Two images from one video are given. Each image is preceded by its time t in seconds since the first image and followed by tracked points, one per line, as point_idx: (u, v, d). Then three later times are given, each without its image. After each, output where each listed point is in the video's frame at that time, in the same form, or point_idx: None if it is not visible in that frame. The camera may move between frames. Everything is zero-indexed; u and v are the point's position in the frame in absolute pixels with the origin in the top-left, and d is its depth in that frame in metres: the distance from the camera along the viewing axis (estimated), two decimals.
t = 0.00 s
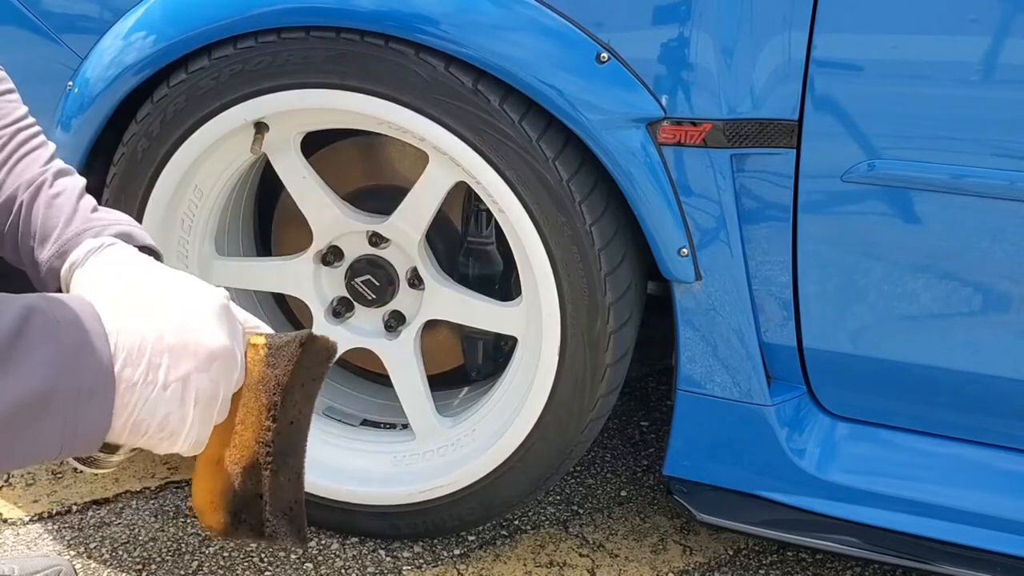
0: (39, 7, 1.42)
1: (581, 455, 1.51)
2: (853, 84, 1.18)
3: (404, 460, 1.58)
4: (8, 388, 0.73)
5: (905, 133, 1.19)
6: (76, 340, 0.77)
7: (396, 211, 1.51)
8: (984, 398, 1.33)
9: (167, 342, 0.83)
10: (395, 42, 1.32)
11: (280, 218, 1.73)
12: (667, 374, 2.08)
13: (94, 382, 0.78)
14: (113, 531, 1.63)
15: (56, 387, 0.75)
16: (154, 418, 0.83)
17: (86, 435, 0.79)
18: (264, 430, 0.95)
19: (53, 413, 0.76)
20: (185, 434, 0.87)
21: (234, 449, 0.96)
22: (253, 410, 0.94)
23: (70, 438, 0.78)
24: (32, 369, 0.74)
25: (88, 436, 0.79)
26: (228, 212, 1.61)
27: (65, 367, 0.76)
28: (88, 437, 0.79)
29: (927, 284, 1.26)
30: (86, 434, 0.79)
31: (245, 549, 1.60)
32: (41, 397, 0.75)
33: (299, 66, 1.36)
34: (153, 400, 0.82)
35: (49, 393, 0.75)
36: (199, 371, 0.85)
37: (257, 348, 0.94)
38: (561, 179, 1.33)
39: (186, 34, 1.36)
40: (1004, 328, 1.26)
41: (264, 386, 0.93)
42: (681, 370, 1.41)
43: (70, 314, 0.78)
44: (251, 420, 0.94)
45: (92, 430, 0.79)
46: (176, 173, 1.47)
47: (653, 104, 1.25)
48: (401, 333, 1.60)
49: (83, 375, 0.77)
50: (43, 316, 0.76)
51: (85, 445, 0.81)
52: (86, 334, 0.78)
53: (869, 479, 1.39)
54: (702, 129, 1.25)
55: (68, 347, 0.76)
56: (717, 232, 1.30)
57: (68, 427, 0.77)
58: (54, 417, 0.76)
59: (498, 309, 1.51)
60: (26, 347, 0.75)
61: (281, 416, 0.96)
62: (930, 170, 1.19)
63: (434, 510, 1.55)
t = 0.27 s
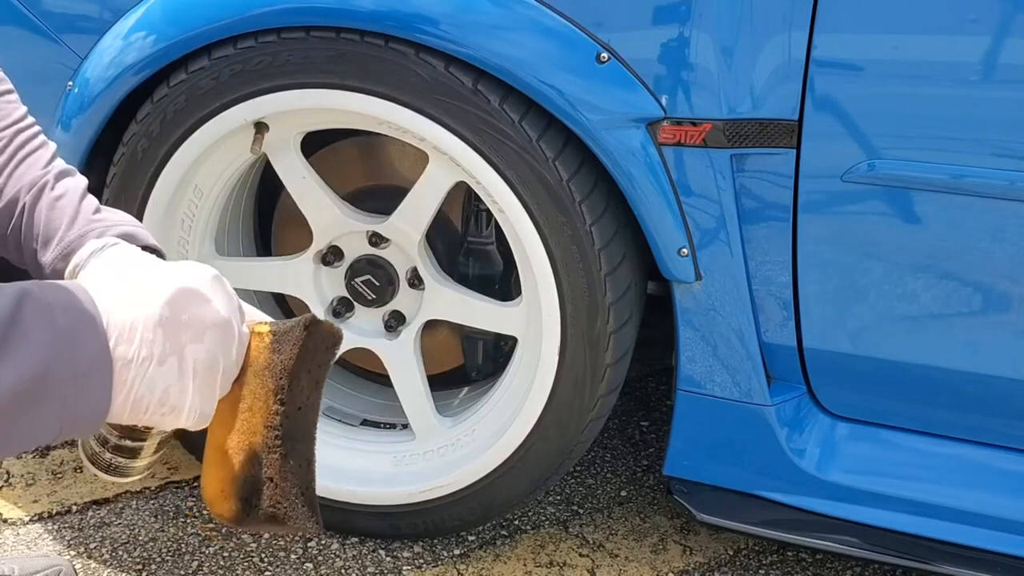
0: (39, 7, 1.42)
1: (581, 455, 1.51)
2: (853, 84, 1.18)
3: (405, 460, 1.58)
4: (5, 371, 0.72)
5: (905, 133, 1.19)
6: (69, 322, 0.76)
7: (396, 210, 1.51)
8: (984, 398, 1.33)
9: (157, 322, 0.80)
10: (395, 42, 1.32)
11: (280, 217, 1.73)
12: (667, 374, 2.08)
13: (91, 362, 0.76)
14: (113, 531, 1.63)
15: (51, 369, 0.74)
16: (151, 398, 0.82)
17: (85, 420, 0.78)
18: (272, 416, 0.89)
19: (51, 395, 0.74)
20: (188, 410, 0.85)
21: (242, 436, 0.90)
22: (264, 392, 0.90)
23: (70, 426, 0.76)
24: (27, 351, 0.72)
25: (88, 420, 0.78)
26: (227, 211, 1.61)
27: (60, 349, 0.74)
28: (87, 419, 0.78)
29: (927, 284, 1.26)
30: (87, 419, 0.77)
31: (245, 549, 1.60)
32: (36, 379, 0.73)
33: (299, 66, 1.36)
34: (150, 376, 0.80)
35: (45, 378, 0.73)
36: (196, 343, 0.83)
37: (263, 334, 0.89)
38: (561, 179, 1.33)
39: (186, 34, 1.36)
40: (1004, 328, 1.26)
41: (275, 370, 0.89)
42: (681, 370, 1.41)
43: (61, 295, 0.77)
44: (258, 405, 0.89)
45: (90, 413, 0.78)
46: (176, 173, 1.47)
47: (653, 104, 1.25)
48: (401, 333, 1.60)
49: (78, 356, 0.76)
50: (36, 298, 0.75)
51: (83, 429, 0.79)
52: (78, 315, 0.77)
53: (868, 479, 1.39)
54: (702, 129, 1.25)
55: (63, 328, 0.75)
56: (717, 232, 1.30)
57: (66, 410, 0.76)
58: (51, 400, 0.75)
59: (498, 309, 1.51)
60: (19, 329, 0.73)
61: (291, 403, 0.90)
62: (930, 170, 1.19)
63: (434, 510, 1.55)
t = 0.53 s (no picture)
0: (39, 7, 1.42)
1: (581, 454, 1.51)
2: (853, 84, 1.18)
3: (405, 460, 1.58)
4: None
5: (905, 133, 1.19)
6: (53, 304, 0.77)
7: (396, 210, 1.51)
8: (984, 398, 1.33)
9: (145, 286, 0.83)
10: (395, 42, 1.32)
11: (280, 218, 1.73)
12: (667, 374, 2.08)
13: (80, 341, 0.79)
14: (113, 531, 1.63)
15: (39, 350, 0.75)
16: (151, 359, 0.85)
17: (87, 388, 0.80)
18: (289, 372, 1.00)
19: (44, 377, 0.76)
20: (183, 374, 0.89)
21: (262, 397, 1.00)
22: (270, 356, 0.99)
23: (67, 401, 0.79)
24: (12, 333, 0.74)
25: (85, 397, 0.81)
26: (228, 211, 1.61)
27: (47, 334, 0.76)
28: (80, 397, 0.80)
29: (927, 284, 1.26)
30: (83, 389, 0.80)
31: (245, 549, 1.60)
32: (24, 359, 0.74)
33: (299, 66, 1.36)
34: (139, 346, 0.84)
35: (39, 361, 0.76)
36: (181, 308, 0.87)
37: (268, 304, 0.99)
38: (561, 179, 1.33)
39: (186, 34, 1.36)
40: (1004, 328, 1.26)
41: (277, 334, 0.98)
42: (681, 370, 1.41)
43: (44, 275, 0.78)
44: (273, 365, 0.99)
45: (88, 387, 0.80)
46: (176, 173, 1.47)
47: (653, 104, 1.25)
48: (401, 333, 1.60)
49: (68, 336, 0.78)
50: (17, 282, 0.76)
51: (78, 406, 0.81)
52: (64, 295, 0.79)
53: (869, 479, 1.39)
54: (702, 129, 1.25)
55: (49, 308, 0.76)
56: (717, 232, 1.30)
57: (58, 389, 0.78)
58: (41, 380, 0.76)
59: (498, 309, 1.51)
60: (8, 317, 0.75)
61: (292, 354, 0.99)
62: (930, 171, 1.19)
63: (434, 510, 1.55)
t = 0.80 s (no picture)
0: (39, 7, 1.42)
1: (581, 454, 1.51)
2: (853, 84, 1.18)
3: (404, 460, 1.58)
4: None
5: (905, 133, 1.19)
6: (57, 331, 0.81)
7: (396, 211, 1.51)
8: (984, 398, 1.33)
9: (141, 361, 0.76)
10: (395, 42, 1.32)
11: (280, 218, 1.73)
12: (667, 374, 2.08)
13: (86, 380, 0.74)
14: (113, 531, 1.63)
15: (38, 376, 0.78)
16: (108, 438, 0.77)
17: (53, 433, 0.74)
18: (357, 333, 1.07)
19: (31, 414, 0.72)
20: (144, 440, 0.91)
21: (341, 360, 1.03)
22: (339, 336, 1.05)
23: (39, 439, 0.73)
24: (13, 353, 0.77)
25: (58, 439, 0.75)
26: (228, 211, 1.60)
27: (53, 364, 0.72)
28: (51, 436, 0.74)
29: (927, 284, 1.26)
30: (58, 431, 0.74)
31: (245, 549, 1.60)
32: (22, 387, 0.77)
33: (299, 66, 1.36)
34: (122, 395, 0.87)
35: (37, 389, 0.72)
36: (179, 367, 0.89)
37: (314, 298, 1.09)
38: (561, 179, 1.33)
39: (186, 34, 1.36)
40: (1004, 328, 1.26)
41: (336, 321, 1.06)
42: (681, 370, 1.41)
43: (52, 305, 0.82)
44: (342, 333, 1.05)
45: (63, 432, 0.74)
46: (176, 173, 1.47)
47: (653, 104, 1.25)
48: (401, 333, 1.60)
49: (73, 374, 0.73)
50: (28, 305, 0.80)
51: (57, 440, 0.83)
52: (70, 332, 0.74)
53: (868, 479, 1.39)
54: (702, 129, 1.25)
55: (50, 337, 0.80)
56: (717, 232, 1.30)
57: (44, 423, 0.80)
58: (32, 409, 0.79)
59: (498, 309, 1.51)
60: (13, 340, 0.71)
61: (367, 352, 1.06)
62: (930, 170, 1.19)
63: (434, 510, 1.55)
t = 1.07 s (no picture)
0: (39, 7, 1.42)
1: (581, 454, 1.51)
2: (853, 84, 1.18)
3: (405, 459, 1.58)
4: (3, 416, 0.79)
5: (905, 133, 1.19)
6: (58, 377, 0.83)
7: (396, 211, 1.51)
8: (984, 398, 1.33)
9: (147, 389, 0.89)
10: (395, 42, 1.32)
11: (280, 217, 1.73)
12: (667, 374, 2.08)
13: (114, 407, 0.87)
14: (113, 531, 1.63)
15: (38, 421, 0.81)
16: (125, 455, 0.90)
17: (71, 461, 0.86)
18: (361, 318, 1.10)
19: (34, 446, 0.82)
20: (141, 470, 0.92)
21: (342, 344, 1.06)
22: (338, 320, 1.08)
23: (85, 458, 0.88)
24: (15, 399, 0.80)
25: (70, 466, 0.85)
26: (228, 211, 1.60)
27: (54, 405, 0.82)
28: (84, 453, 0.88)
29: (927, 284, 1.26)
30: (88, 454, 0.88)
31: (245, 549, 1.60)
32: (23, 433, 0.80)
33: (299, 66, 1.36)
34: (121, 432, 0.89)
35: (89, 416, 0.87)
36: (178, 393, 0.90)
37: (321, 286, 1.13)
38: (561, 179, 1.33)
39: (186, 34, 1.36)
40: (1004, 328, 1.26)
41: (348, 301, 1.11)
42: (681, 370, 1.41)
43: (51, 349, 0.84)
44: (342, 321, 1.08)
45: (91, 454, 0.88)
46: (176, 173, 1.47)
47: (653, 104, 1.25)
48: (401, 333, 1.60)
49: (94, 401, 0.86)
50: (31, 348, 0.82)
51: (54, 479, 0.86)
52: (79, 370, 0.85)
53: (869, 479, 1.39)
54: (702, 129, 1.25)
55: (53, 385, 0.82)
56: (717, 232, 1.30)
57: (44, 463, 0.83)
58: (32, 453, 0.82)
59: (498, 309, 1.51)
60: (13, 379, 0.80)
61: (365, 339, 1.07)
62: (930, 170, 1.19)
63: (434, 510, 1.55)
